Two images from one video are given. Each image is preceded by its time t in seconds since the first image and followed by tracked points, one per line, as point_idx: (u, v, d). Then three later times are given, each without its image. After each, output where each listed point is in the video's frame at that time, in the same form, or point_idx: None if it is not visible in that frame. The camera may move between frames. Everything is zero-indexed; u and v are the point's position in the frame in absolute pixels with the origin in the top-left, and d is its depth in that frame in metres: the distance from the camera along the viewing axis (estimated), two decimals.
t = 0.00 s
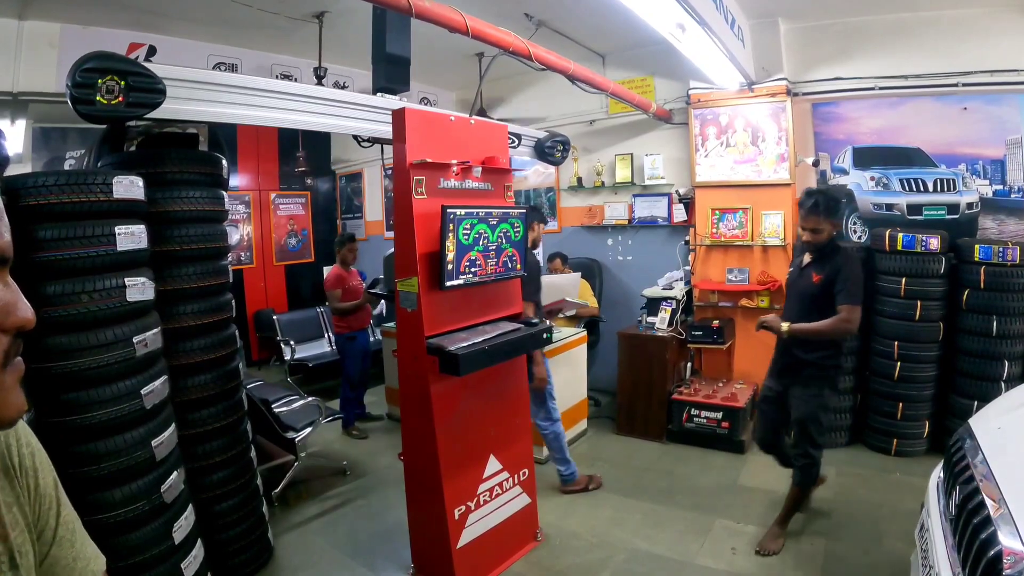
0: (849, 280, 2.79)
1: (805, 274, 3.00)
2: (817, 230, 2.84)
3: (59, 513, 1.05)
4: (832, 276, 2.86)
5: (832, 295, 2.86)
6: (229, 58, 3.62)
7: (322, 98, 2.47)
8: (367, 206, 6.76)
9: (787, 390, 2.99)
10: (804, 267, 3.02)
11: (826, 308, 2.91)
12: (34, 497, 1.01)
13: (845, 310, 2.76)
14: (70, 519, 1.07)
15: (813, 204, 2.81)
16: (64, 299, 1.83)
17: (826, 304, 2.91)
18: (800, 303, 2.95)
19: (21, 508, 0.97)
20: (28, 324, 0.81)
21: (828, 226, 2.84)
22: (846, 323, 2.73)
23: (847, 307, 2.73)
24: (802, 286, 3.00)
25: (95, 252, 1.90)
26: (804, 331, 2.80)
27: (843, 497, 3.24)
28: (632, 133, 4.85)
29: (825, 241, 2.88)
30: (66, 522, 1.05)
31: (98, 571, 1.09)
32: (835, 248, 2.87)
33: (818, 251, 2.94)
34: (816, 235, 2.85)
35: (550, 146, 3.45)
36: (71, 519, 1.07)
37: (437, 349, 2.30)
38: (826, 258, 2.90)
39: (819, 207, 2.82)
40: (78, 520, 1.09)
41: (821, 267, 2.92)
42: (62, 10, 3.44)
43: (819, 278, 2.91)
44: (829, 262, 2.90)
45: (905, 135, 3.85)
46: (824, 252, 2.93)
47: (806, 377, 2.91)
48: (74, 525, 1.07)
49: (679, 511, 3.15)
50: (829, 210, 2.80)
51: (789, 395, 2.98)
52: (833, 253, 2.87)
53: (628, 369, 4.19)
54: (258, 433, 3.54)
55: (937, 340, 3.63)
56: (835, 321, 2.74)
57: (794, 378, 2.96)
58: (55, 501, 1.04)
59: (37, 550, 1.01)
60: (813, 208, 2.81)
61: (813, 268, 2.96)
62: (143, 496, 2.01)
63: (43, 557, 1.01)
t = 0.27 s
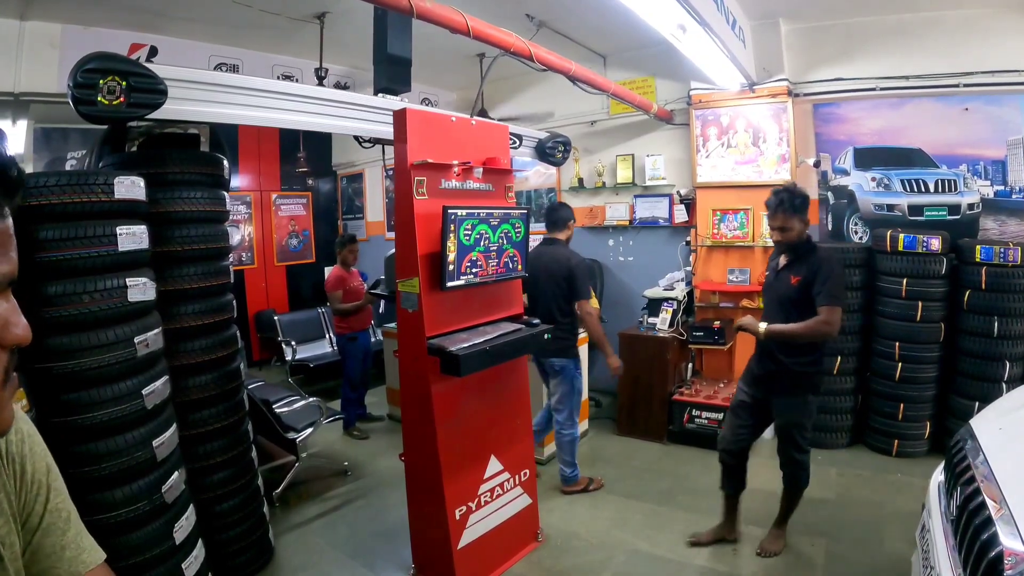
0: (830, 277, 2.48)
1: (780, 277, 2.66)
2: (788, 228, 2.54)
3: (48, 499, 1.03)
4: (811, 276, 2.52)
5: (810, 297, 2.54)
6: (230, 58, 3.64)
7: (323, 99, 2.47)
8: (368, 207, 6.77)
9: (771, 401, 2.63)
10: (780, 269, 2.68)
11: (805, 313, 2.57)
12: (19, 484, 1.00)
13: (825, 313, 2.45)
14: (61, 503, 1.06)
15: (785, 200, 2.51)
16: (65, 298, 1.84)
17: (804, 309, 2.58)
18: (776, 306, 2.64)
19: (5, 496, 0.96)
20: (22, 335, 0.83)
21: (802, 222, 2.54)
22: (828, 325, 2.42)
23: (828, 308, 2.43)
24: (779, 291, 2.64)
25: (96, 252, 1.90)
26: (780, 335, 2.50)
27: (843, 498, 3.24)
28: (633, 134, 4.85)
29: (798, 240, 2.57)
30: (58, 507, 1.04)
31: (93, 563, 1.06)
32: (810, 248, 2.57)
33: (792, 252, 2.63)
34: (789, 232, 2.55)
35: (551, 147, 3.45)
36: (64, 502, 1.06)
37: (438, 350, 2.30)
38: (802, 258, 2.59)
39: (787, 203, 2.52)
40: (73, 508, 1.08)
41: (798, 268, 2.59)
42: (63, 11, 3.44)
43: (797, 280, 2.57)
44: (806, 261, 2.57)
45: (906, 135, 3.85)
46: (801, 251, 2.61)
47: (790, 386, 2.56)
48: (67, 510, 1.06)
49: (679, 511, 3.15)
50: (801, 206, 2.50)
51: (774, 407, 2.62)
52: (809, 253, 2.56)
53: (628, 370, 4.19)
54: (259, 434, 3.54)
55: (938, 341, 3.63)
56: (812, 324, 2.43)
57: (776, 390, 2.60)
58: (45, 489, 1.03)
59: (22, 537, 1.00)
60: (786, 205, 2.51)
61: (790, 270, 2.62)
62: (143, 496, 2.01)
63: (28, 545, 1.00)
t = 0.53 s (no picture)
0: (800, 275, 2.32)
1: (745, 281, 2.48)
2: (746, 230, 2.36)
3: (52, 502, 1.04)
4: (778, 276, 2.35)
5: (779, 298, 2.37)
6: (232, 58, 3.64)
7: (325, 99, 2.47)
8: (370, 207, 6.77)
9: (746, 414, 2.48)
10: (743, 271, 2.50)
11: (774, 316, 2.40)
12: (21, 488, 1.00)
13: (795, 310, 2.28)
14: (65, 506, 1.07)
15: (745, 202, 2.31)
16: (68, 298, 1.84)
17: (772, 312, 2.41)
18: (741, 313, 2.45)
19: (8, 498, 0.97)
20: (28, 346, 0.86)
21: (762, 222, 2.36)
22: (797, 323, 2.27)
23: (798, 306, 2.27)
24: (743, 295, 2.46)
25: (97, 252, 1.90)
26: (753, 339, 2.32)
27: (844, 497, 3.23)
28: (635, 134, 4.85)
29: (759, 241, 2.40)
30: (60, 511, 1.05)
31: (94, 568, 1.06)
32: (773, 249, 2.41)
33: (754, 253, 2.45)
34: (748, 235, 2.37)
35: (552, 147, 3.45)
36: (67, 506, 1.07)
37: (440, 349, 2.30)
38: (767, 260, 2.42)
39: (745, 204, 2.33)
40: (74, 512, 1.08)
41: (764, 269, 2.41)
42: (65, 10, 3.45)
43: (765, 283, 2.39)
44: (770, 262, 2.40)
45: (908, 135, 3.85)
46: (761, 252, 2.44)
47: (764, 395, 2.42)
48: (69, 514, 1.07)
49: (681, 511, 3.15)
50: (760, 206, 2.31)
51: (752, 420, 2.47)
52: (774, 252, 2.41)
53: (630, 370, 4.19)
54: (261, 433, 3.56)
55: (940, 341, 3.63)
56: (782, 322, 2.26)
57: (750, 402, 2.44)
58: (47, 492, 1.04)
59: (23, 540, 1.01)
60: (744, 206, 2.32)
61: (755, 272, 2.44)
62: (145, 495, 2.01)
63: (28, 548, 1.01)
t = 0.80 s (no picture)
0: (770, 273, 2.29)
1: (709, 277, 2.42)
2: (712, 224, 2.30)
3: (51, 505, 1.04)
4: (744, 271, 2.31)
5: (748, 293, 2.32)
6: (234, 58, 3.64)
7: (326, 99, 2.47)
8: (372, 207, 6.78)
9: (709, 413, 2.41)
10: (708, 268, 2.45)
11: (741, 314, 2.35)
12: (21, 493, 1.00)
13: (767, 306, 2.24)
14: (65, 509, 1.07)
15: (712, 195, 2.24)
16: (69, 298, 1.84)
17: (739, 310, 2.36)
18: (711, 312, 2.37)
19: (8, 501, 0.97)
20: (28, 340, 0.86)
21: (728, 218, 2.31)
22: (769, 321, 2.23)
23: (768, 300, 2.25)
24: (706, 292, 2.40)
25: (99, 252, 1.90)
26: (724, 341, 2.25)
27: (845, 498, 3.24)
28: (636, 134, 4.85)
29: (724, 236, 2.35)
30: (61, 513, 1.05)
31: (93, 570, 1.07)
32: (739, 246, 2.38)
33: (719, 248, 2.40)
34: (714, 229, 2.31)
35: (554, 147, 3.45)
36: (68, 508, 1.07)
37: (442, 349, 2.30)
38: (732, 256, 2.38)
39: (710, 198, 2.26)
40: (74, 514, 1.08)
41: (730, 265, 2.37)
42: (66, 10, 3.45)
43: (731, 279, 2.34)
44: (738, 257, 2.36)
45: (910, 136, 3.85)
46: (726, 247, 2.40)
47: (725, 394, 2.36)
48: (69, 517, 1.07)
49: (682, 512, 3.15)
50: (725, 200, 2.26)
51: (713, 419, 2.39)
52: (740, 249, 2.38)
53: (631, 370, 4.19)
54: (263, 433, 3.56)
55: (941, 342, 3.62)
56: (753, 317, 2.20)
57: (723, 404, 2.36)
58: (48, 494, 1.03)
59: (24, 542, 1.01)
60: (710, 200, 2.25)
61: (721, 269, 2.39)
62: (146, 495, 2.02)
63: (29, 551, 1.01)
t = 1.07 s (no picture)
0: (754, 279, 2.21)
1: (695, 278, 2.41)
2: (693, 222, 2.31)
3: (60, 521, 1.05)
4: (729, 275, 2.27)
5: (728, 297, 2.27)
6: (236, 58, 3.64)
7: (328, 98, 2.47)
8: (374, 206, 6.79)
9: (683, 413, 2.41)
10: (696, 269, 2.43)
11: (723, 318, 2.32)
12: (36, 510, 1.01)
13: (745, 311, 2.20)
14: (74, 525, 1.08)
15: (694, 192, 2.29)
16: (71, 297, 1.84)
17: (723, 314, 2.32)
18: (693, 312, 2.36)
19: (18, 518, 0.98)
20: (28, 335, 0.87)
21: (714, 217, 2.31)
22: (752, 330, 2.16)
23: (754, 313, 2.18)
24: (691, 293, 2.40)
25: (101, 251, 1.91)
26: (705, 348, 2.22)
27: (846, 498, 3.23)
28: (638, 134, 4.85)
29: (708, 237, 2.33)
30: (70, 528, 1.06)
31: None
32: (727, 248, 2.33)
33: (705, 249, 2.38)
34: (694, 228, 2.32)
35: (556, 147, 3.45)
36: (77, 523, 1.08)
37: (443, 349, 2.30)
38: (720, 257, 2.34)
39: (694, 195, 2.30)
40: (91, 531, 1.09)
41: (715, 267, 2.34)
42: (68, 10, 3.45)
43: (714, 280, 2.32)
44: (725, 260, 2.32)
45: (912, 136, 3.84)
46: (715, 249, 2.37)
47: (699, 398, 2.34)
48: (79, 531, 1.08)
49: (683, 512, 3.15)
50: (709, 199, 2.28)
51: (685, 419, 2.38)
52: (728, 251, 2.33)
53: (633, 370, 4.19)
54: (265, 432, 3.56)
55: (943, 343, 3.62)
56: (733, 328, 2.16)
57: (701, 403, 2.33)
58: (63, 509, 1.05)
59: (44, 560, 1.02)
60: (693, 197, 2.29)
61: (706, 269, 2.37)
62: (148, 494, 2.02)
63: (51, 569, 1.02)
